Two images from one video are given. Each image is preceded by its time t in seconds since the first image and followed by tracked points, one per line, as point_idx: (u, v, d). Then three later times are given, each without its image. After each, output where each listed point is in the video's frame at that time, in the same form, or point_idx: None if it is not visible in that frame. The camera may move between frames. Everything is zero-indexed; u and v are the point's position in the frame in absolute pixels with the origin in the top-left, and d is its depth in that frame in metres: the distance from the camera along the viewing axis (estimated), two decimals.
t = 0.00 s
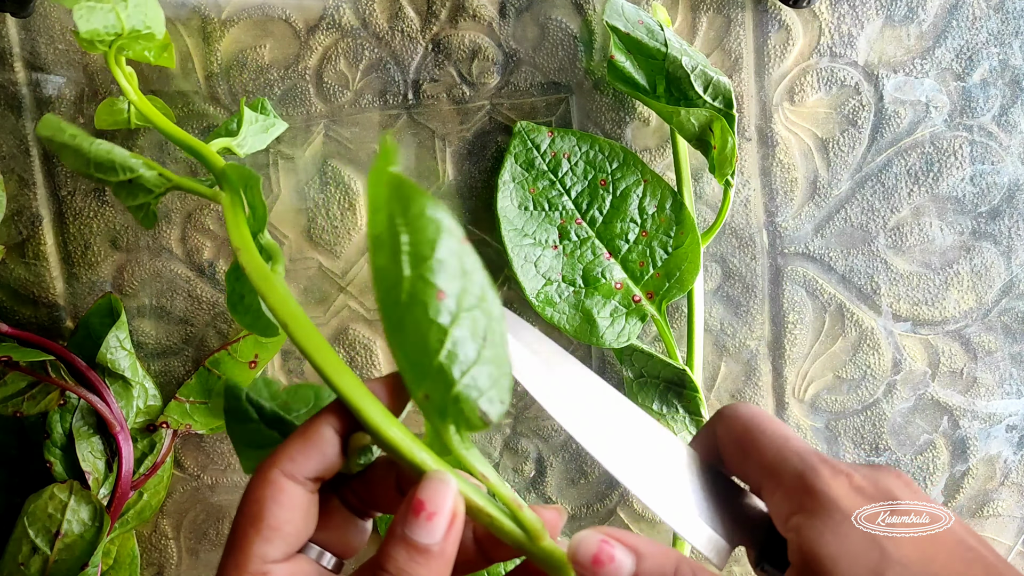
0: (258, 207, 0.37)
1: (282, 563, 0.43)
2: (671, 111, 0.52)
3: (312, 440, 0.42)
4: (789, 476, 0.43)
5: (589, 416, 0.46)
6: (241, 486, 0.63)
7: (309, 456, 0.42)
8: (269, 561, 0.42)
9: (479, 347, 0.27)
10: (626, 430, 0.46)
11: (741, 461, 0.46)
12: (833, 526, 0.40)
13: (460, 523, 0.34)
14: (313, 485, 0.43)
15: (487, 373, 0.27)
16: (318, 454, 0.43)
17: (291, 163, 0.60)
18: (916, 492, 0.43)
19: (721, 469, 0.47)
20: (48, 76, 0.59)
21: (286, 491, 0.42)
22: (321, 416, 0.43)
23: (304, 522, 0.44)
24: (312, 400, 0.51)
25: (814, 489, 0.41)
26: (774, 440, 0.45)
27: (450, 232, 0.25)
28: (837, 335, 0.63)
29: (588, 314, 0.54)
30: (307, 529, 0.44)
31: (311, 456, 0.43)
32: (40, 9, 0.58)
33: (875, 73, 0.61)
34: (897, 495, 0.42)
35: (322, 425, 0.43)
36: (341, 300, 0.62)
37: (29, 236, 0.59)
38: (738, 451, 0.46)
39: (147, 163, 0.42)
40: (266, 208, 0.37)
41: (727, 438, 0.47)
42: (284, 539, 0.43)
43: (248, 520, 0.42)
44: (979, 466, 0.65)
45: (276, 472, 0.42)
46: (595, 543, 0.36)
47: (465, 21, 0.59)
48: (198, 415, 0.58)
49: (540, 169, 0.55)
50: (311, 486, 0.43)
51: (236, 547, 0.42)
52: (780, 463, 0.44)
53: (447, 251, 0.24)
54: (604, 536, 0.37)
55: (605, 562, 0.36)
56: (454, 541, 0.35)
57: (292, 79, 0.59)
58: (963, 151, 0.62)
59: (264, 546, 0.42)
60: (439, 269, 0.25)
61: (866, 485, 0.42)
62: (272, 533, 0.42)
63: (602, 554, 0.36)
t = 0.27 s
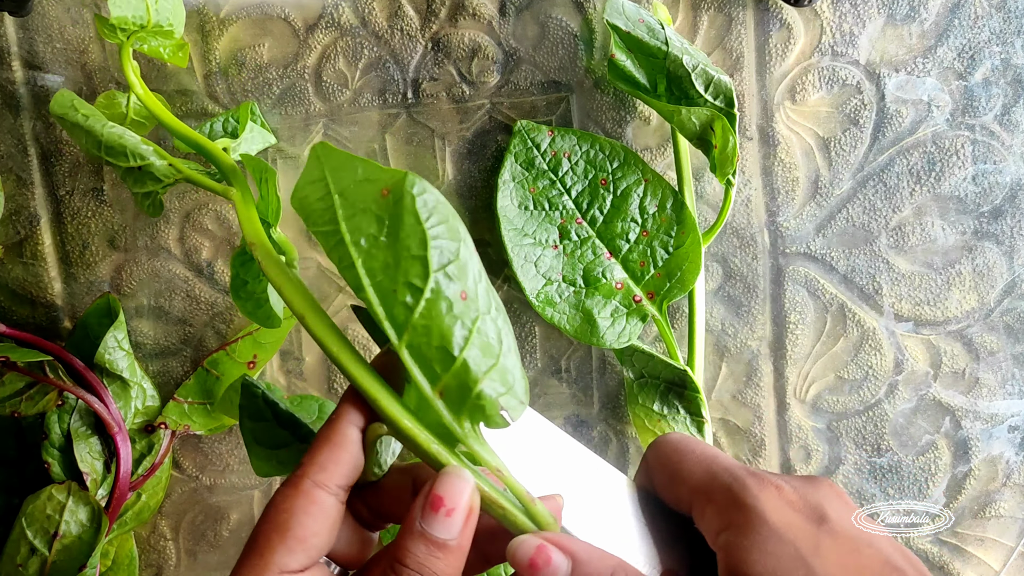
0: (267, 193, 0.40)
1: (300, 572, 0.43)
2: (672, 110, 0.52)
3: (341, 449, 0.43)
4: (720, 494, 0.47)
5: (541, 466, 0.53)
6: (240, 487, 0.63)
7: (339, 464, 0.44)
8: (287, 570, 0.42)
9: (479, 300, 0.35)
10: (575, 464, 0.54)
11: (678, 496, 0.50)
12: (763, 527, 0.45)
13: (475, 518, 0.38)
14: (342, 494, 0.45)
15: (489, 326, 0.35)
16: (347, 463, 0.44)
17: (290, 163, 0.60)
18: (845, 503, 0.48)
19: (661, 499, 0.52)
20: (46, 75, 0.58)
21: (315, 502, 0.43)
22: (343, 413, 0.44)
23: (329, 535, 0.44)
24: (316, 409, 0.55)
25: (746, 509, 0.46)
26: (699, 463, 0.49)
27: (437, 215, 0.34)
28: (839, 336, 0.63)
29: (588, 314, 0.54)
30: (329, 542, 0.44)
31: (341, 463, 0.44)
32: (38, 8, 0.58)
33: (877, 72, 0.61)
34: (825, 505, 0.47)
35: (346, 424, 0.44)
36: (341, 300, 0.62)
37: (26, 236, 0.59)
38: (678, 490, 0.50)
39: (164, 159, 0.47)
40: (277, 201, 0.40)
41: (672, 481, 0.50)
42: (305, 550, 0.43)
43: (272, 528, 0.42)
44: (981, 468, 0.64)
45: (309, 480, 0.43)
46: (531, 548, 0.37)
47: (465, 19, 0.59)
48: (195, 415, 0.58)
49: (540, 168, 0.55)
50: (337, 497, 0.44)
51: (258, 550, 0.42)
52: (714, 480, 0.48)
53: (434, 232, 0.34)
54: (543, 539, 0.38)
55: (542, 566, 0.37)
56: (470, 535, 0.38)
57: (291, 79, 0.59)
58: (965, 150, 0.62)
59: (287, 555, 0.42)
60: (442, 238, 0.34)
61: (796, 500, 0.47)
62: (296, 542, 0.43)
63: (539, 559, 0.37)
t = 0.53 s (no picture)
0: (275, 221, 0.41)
1: (291, 567, 0.44)
2: (672, 109, 0.52)
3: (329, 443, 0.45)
4: (729, 477, 0.47)
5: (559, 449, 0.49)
6: (239, 487, 0.63)
7: (327, 460, 0.45)
8: (279, 563, 0.43)
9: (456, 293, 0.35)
10: (586, 442, 0.50)
11: (685, 475, 0.49)
12: (774, 515, 0.44)
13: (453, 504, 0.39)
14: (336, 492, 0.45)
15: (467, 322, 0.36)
16: (337, 458, 0.45)
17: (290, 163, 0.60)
18: (854, 494, 0.48)
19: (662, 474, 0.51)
20: (45, 74, 0.58)
21: (311, 497, 0.44)
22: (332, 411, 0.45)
23: (321, 531, 0.44)
24: (319, 412, 0.57)
25: (756, 495, 0.45)
26: (706, 444, 0.49)
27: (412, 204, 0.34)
28: (839, 336, 0.63)
29: (588, 314, 0.53)
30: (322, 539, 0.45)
31: (331, 459, 0.45)
32: (37, 7, 0.58)
33: (878, 72, 0.61)
34: (835, 495, 0.46)
35: (335, 420, 0.45)
36: (340, 300, 0.62)
37: (25, 236, 0.59)
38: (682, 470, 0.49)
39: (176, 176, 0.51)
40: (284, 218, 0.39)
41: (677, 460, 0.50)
42: (296, 545, 0.44)
43: (265, 522, 0.43)
44: (982, 468, 0.64)
45: (302, 475, 0.44)
46: (531, 527, 0.38)
47: (465, 19, 0.59)
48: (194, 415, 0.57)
49: (540, 168, 0.54)
50: (330, 494, 0.45)
51: (249, 542, 0.43)
52: (722, 463, 0.47)
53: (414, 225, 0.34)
54: (540, 520, 0.39)
55: (539, 546, 0.38)
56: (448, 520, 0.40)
57: (290, 78, 0.59)
58: (965, 150, 0.62)
59: (278, 548, 0.43)
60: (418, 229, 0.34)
61: (807, 488, 0.46)
62: (288, 536, 0.43)
63: (537, 539, 0.38)
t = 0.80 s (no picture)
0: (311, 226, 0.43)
1: (279, 550, 0.46)
2: (672, 109, 0.52)
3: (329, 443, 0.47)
4: (728, 483, 0.46)
5: (557, 470, 0.48)
6: (239, 487, 0.63)
7: (328, 456, 0.47)
8: (264, 544, 0.45)
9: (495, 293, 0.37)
10: (587, 458, 0.49)
11: (683, 478, 0.49)
12: (776, 523, 0.43)
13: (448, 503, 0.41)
14: (328, 485, 0.47)
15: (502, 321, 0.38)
16: (336, 456, 0.47)
17: (290, 163, 0.60)
18: (854, 497, 0.48)
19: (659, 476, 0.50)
20: (45, 75, 0.58)
21: (302, 486, 0.46)
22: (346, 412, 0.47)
23: (307, 519, 0.46)
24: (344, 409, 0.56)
25: (756, 502, 0.44)
26: (704, 449, 0.48)
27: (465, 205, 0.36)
28: (839, 336, 0.63)
29: (589, 314, 0.53)
30: (309, 526, 0.47)
31: (330, 454, 0.47)
32: (37, 7, 0.58)
33: (878, 71, 0.61)
34: (836, 500, 0.46)
35: (344, 422, 0.47)
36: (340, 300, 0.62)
37: (25, 236, 0.59)
38: (680, 473, 0.48)
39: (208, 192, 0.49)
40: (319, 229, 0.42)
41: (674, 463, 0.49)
42: (283, 529, 0.46)
43: (255, 506, 0.46)
44: (982, 468, 0.64)
45: (292, 464, 0.46)
46: (530, 542, 0.38)
47: (465, 19, 0.59)
48: (194, 415, 0.57)
49: (540, 168, 0.54)
50: (320, 486, 0.47)
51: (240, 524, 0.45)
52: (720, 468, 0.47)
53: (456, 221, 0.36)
54: (539, 534, 0.39)
55: (540, 560, 0.38)
56: (442, 517, 0.41)
57: (290, 78, 0.59)
58: (965, 150, 0.62)
59: (263, 530, 0.45)
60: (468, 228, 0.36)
61: (807, 493, 0.46)
62: (273, 519, 0.45)
63: (536, 553, 0.38)
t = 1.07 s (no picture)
0: (365, 230, 0.54)
1: (301, 541, 0.50)
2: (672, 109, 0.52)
3: (349, 448, 0.51)
4: (725, 489, 0.46)
5: (557, 498, 0.45)
6: (239, 488, 0.63)
7: (347, 458, 0.51)
8: (287, 534, 0.49)
9: (492, 244, 0.36)
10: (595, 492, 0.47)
11: (674, 489, 0.48)
12: (778, 525, 0.44)
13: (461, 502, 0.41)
14: (347, 484, 0.52)
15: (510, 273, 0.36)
16: (355, 460, 0.51)
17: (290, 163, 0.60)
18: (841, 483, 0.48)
19: (646, 486, 0.49)
20: (45, 75, 0.58)
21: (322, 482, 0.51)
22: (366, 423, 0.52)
23: (326, 512, 0.51)
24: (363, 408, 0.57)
25: (756, 508, 0.44)
26: (694, 457, 0.47)
27: (440, 177, 0.36)
28: (839, 336, 0.63)
29: (589, 314, 0.53)
30: (330, 521, 0.51)
31: (349, 457, 0.51)
32: (38, 7, 0.58)
33: (878, 71, 0.61)
34: (830, 491, 0.47)
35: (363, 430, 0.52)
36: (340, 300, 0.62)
37: (25, 236, 0.59)
38: (670, 486, 0.48)
39: (264, 186, 0.51)
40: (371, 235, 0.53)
41: (662, 474, 0.48)
42: (305, 522, 0.50)
43: (279, 498, 0.51)
44: (982, 468, 0.64)
45: (316, 459, 0.51)
46: None
47: (465, 19, 0.59)
48: (194, 415, 0.57)
49: (540, 168, 0.54)
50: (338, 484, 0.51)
51: (265, 516, 0.50)
52: (713, 474, 0.47)
53: (442, 195, 0.36)
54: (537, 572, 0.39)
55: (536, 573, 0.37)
56: (457, 518, 0.41)
57: (290, 78, 0.59)
58: (965, 150, 0.62)
59: (286, 519, 0.50)
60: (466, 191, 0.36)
61: (802, 488, 0.46)
62: (294, 510, 0.50)
63: None
